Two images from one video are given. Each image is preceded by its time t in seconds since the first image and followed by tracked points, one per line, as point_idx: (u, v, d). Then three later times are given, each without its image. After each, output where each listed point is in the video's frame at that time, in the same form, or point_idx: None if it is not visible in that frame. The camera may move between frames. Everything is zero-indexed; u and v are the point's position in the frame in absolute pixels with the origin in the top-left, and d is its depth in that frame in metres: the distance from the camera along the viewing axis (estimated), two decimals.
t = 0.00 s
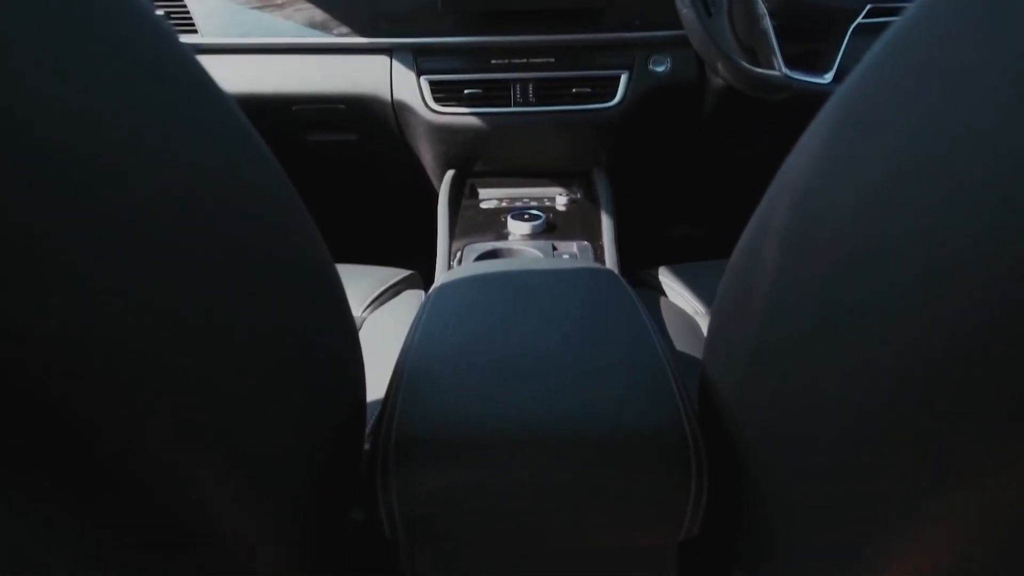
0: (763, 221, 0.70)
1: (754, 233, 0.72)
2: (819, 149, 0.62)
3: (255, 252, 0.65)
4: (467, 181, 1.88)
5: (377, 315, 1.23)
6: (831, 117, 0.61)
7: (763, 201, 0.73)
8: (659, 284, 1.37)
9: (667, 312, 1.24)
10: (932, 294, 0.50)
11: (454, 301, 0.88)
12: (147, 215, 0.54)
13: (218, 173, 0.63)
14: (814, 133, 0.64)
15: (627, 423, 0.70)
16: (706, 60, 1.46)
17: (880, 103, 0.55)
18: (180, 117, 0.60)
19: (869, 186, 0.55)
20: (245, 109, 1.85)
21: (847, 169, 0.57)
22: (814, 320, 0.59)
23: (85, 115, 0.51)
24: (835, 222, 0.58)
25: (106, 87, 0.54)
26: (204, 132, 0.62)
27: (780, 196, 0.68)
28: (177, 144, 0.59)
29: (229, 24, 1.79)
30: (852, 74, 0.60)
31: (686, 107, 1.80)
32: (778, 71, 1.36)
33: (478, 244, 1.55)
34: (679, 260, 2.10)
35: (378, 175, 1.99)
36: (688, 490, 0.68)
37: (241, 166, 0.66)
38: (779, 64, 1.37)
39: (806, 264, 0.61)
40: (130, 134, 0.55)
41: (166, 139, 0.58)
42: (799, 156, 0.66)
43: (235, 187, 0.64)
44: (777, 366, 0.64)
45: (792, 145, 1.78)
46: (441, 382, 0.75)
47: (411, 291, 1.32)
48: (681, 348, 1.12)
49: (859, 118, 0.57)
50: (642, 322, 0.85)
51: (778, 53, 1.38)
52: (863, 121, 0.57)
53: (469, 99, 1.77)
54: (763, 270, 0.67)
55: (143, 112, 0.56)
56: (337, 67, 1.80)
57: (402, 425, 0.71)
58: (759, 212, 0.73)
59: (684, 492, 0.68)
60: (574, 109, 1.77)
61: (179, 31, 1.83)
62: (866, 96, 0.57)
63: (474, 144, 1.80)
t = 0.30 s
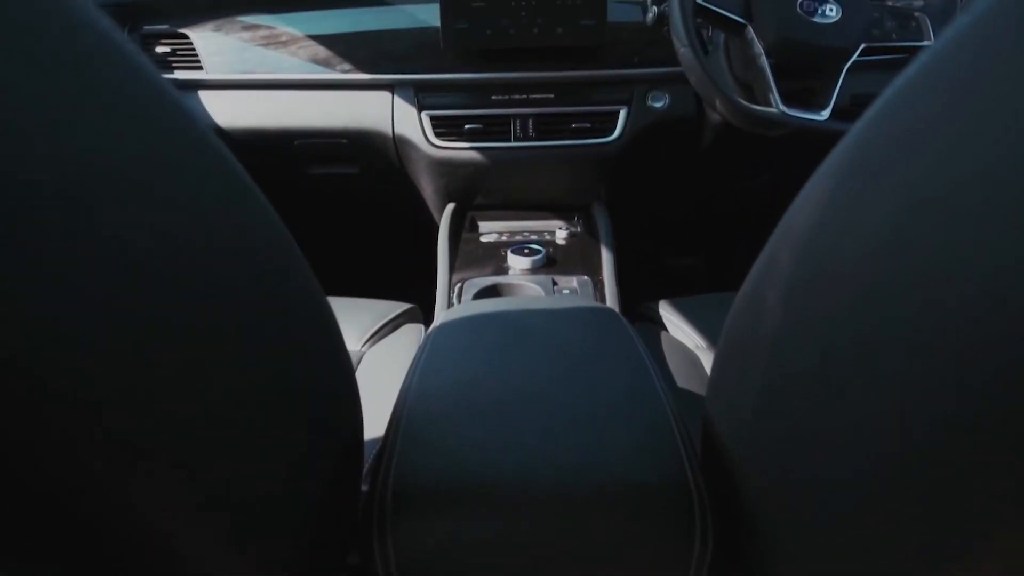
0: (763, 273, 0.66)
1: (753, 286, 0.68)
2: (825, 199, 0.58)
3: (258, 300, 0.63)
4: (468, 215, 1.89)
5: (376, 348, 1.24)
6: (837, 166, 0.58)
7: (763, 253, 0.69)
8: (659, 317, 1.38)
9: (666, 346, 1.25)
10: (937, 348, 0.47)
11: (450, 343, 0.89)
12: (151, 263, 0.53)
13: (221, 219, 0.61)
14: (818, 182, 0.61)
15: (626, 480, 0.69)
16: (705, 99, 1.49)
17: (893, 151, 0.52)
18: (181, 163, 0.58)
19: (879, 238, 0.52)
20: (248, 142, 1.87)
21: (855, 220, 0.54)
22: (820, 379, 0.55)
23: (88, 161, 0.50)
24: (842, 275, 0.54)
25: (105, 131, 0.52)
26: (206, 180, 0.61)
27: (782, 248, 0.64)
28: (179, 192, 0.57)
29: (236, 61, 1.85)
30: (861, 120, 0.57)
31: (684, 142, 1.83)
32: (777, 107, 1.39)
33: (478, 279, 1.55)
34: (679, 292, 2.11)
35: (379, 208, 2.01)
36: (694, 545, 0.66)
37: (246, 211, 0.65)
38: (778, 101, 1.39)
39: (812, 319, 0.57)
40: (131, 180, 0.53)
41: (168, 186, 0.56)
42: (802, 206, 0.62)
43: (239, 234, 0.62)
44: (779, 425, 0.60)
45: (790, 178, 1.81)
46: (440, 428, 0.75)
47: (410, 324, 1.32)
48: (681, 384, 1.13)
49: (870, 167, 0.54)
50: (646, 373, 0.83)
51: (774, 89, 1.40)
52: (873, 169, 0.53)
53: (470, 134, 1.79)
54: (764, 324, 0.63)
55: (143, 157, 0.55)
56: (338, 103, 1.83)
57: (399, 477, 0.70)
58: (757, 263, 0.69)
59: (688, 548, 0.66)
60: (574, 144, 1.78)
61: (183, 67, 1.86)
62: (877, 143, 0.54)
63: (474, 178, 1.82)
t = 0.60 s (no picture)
0: (774, 317, 0.65)
1: (764, 330, 0.67)
2: (840, 242, 0.58)
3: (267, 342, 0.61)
4: (468, 249, 1.89)
5: (375, 385, 1.23)
6: (853, 212, 0.57)
7: (772, 297, 0.68)
8: (661, 352, 1.38)
9: (670, 383, 1.25)
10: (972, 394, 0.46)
11: (453, 382, 0.88)
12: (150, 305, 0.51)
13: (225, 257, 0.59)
14: (833, 226, 0.60)
15: (629, 529, 0.68)
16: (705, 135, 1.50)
17: (918, 197, 0.51)
18: (185, 199, 0.56)
19: (902, 284, 0.51)
20: (250, 177, 1.89)
21: (874, 265, 0.53)
22: (837, 426, 0.54)
23: (86, 203, 0.49)
24: (859, 327, 0.53)
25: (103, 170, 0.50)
26: (209, 228, 0.58)
27: (795, 290, 0.63)
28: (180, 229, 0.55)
29: (239, 96, 1.87)
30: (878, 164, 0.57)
31: (683, 178, 1.84)
32: (776, 144, 1.40)
33: (479, 315, 1.54)
34: (678, 326, 2.12)
35: (380, 241, 2.02)
36: None
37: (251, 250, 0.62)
38: (777, 138, 1.40)
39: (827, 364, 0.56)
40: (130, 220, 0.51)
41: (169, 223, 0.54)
42: (815, 249, 0.62)
43: (244, 270, 0.60)
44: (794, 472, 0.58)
45: (788, 211, 1.83)
46: (446, 469, 0.75)
47: (409, 360, 1.32)
48: (684, 422, 1.12)
49: (890, 212, 0.53)
50: (650, 418, 0.82)
51: (774, 126, 1.41)
52: (893, 216, 0.53)
53: (471, 169, 1.80)
54: (776, 368, 0.62)
55: (145, 204, 0.53)
56: (341, 139, 1.84)
57: (398, 524, 0.69)
58: (768, 307, 0.68)
59: None
60: (574, 179, 1.79)
61: (186, 103, 1.89)
62: (898, 188, 0.53)
63: (474, 213, 1.82)
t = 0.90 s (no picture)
0: (790, 360, 0.63)
1: (780, 373, 0.65)
2: (863, 282, 0.56)
3: (259, 374, 0.59)
4: (468, 277, 1.88)
5: (372, 417, 1.22)
6: (873, 256, 0.56)
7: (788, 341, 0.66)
8: (666, 384, 1.38)
9: (674, 416, 1.24)
10: (999, 434, 0.44)
11: (454, 422, 0.87)
12: (143, 341, 0.50)
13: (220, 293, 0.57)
14: (854, 267, 0.59)
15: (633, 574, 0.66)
16: (705, 164, 1.50)
17: (937, 234, 0.50)
18: (170, 242, 0.54)
19: (923, 329, 0.49)
20: (250, 204, 1.90)
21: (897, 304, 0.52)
22: (855, 469, 0.52)
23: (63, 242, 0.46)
24: (878, 373, 0.51)
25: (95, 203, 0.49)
26: (195, 271, 0.56)
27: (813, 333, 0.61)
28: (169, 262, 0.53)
29: (240, 126, 1.89)
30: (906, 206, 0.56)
31: (683, 207, 1.84)
32: (777, 174, 1.40)
33: (479, 345, 1.51)
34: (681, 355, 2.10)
35: (381, 271, 2.02)
36: None
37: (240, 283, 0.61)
38: (778, 167, 1.40)
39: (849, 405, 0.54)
40: (119, 255, 0.50)
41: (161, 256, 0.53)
42: (835, 291, 0.60)
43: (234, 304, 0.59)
44: (805, 517, 0.56)
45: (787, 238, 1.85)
46: (448, 511, 0.73)
47: (408, 391, 1.31)
48: (689, 456, 1.11)
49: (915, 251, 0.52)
50: (656, 461, 0.80)
51: (775, 156, 1.41)
52: (913, 261, 0.51)
53: (471, 198, 1.79)
54: (793, 412, 0.60)
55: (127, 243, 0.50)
56: (341, 166, 1.85)
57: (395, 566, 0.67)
58: (784, 349, 0.66)
59: None
60: (574, 208, 1.79)
61: (189, 131, 1.93)
62: (920, 226, 0.52)
63: (474, 242, 1.81)
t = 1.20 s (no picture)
0: (800, 409, 0.61)
1: (789, 425, 0.62)
2: (878, 327, 0.54)
3: (254, 413, 0.58)
4: (469, 310, 1.87)
5: (370, 453, 1.20)
6: (893, 296, 0.54)
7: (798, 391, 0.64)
8: (670, 420, 1.37)
9: (679, 453, 1.22)
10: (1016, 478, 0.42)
11: (453, 464, 0.85)
12: (127, 383, 0.49)
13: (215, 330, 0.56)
14: (866, 314, 0.57)
15: None
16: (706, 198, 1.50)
17: (967, 274, 0.48)
18: (158, 291, 0.52)
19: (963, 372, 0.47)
20: (250, 236, 1.91)
21: (918, 347, 0.50)
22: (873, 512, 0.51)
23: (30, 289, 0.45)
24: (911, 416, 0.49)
25: (82, 244, 0.48)
26: (187, 321, 0.53)
27: (824, 381, 0.59)
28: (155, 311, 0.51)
29: (241, 159, 1.90)
30: (920, 249, 0.54)
31: (684, 240, 1.83)
32: (778, 207, 1.39)
33: (479, 380, 1.49)
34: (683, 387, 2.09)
35: (382, 303, 2.01)
36: None
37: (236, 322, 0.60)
38: (779, 201, 1.39)
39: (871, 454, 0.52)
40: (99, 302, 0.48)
41: (153, 296, 0.51)
42: (848, 337, 0.58)
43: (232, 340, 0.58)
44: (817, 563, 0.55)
45: (787, 270, 1.85)
46: (451, 558, 0.70)
47: (407, 427, 1.30)
48: (695, 496, 1.09)
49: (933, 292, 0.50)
50: (660, 506, 0.78)
51: (777, 190, 1.40)
52: (941, 301, 0.49)
53: (472, 230, 1.78)
54: (807, 463, 0.57)
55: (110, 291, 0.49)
56: (343, 198, 1.85)
57: None
58: (793, 400, 0.64)
59: None
60: (575, 240, 1.77)
61: (190, 164, 1.94)
62: (945, 267, 0.50)
63: (474, 275, 1.80)
